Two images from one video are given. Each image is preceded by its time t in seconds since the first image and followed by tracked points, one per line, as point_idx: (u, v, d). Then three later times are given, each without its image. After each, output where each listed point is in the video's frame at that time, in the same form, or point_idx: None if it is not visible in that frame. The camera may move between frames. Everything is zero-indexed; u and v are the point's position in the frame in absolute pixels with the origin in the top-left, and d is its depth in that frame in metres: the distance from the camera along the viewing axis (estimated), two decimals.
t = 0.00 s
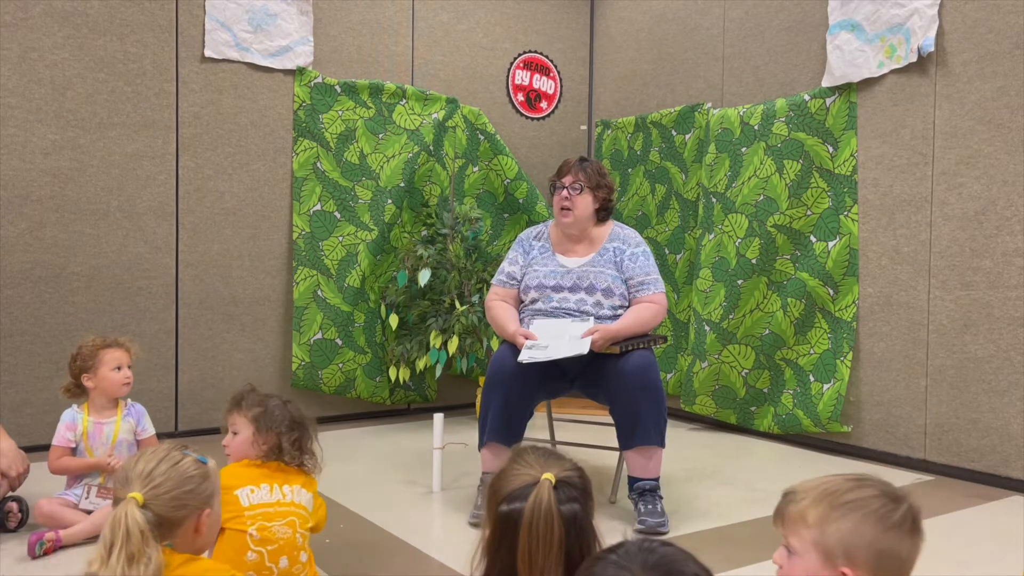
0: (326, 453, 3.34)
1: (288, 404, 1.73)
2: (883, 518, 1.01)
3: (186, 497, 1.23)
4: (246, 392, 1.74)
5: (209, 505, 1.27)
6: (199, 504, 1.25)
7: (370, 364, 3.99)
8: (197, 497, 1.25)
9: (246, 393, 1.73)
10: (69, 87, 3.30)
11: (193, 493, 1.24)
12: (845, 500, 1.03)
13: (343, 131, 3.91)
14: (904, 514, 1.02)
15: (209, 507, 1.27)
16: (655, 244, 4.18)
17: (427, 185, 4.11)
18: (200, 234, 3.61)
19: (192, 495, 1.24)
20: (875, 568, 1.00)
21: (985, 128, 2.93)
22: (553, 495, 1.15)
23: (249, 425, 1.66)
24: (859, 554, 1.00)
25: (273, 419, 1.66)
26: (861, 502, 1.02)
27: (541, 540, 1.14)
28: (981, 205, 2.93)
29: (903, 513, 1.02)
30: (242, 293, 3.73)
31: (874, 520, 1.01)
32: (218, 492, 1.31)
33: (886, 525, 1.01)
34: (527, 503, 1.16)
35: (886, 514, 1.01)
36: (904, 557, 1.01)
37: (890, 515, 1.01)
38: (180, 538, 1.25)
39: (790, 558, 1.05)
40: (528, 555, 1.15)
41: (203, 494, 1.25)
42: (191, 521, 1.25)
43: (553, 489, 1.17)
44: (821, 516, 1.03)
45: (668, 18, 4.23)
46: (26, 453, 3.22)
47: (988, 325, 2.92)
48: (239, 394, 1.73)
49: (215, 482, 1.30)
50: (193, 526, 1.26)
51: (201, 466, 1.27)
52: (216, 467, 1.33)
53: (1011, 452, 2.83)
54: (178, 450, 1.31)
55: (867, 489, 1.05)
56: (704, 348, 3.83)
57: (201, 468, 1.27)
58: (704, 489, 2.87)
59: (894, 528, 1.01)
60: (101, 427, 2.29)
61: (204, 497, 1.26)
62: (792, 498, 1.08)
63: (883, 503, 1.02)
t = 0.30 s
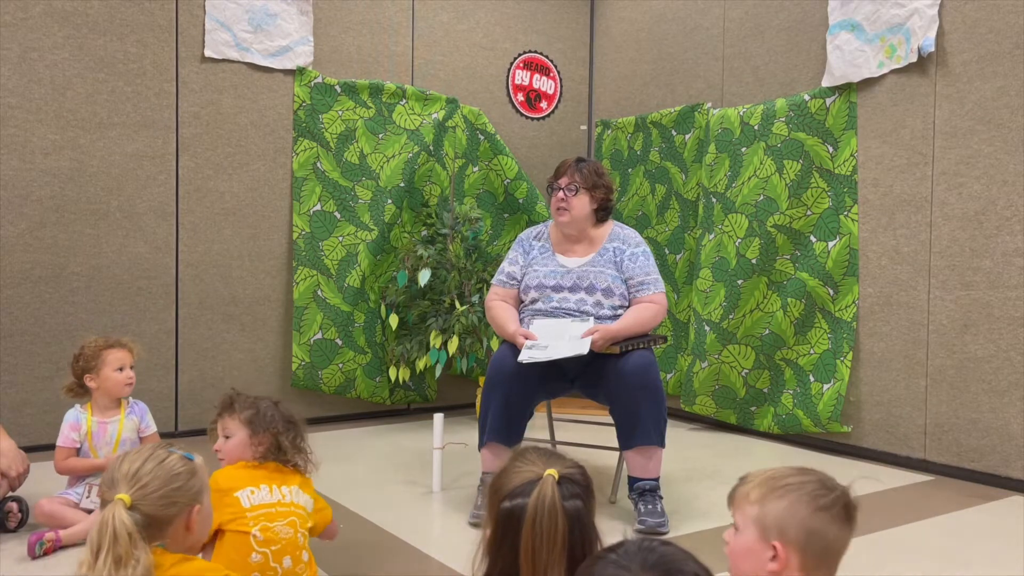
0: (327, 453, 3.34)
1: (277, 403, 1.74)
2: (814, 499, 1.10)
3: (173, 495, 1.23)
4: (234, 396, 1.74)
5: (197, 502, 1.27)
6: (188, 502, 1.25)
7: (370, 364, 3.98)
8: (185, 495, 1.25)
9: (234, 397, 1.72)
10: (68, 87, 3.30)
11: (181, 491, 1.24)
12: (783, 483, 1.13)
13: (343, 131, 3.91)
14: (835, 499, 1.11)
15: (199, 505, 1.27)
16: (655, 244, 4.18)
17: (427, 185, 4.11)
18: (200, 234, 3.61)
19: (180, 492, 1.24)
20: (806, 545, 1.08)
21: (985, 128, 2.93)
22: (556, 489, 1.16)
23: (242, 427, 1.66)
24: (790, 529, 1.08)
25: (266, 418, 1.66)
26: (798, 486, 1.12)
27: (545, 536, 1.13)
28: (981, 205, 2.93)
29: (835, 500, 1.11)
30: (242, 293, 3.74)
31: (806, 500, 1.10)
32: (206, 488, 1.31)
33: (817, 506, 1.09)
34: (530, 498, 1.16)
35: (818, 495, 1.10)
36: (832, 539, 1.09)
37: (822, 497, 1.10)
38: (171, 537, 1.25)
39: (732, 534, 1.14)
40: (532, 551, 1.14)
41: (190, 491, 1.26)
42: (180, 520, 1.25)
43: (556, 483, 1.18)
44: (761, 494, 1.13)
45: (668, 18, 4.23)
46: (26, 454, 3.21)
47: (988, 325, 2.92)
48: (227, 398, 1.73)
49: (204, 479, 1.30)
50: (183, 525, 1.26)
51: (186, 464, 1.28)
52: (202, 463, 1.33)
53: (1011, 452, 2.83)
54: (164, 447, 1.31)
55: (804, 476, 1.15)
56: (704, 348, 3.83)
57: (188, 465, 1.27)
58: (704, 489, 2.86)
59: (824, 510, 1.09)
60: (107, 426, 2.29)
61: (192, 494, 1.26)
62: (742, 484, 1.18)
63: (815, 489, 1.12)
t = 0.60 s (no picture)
0: (327, 453, 3.34)
1: (274, 399, 1.72)
2: (796, 490, 1.15)
3: (178, 494, 1.23)
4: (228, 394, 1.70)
5: (201, 500, 1.28)
6: (192, 500, 1.25)
7: (370, 364, 3.98)
8: (189, 492, 1.25)
9: (230, 395, 1.69)
10: (69, 87, 3.30)
11: (185, 489, 1.24)
12: (766, 475, 1.18)
13: (343, 131, 3.91)
14: (816, 490, 1.16)
15: (202, 503, 1.28)
16: (655, 244, 4.18)
17: (427, 185, 4.11)
18: (200, 234, 3.61)
19: (184, 490, 1.24)
20: (788, 533, 1.13)
21: (985, 128, 2.93)
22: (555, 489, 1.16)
23: (248, 425, 1.63)
24: (772, 518, 1.14)
25: (272, 417, 1.65)
26: (781, 477, 1.17)
27: (543, 534, 1.13)
28: (981, 205, 2.93)
29: (815, 490, 1.16)
30: (242, 293, 3.74)
31: (787, 490, 1.15)
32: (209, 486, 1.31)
33: (798, 495, 1.14)
34: (529, 497, 1.16)
35: (799, 485, 1.16)
36: (812, 528, 1.14)
37: (802, 487, 1.15)
38: (175, 535, 1.25)
39: (718, 526, 1.19)
40: (530, 549, 1.14)
41: (194, 489, 1.26)
42: (185, 518, 1.25)
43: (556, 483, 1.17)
44: (745, 485, 1.18)
45: (668, 18, 4.23)
46: (26, 454, 3.21)
47: (988, 325, 2.92)
48: (222, 397, 1.69)
49: (207, 478, 1.30)
50: (187, 523, 1.26)
51: (189, 462, 1.28)
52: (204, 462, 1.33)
53: (1011, 452, 2.83)
54: (167, 446, 1.31)
55: (786, 467, 1.20)
56: (704, 348, 3.83)
57: (190, 463, 1.27)
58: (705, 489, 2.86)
59: (805, 500, 1.14)
60: (108, 426, 2.29)
61: (196, 492, 1.26)
62: (727, 478, 1.23)
63: (797, 479, 1.17)
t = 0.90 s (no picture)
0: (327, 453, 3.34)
1: (277, 396, 1.71)
2: (781, 493, 1.15)
3: (180, 494, 1.23)
4: (233, 390, 1.66)
5: (203, 501, 1.27)
6: (194, 500, 1.25)
7: (370, 364, 3.98)
8: (191, 493, 1.25)
9: (236, 391, 1.65)
10: (69, 87, 3.30)
11: (186, 490, 1.24)
12: (751, 479, 1.18)
13: (343, 131, 3.91)
14: (799, 493, 1.17)
15: (204, 503, 1.27)
16: (655, 244, 4.18)
17: (427, 185, 4.11)
18: (200, 234, 3.61)
19: (186, 490, 1.24)
20: (773, 536, 1.13)
21: (985, 128, 2.93)
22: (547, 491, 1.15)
23: (258, 428, 1.62)
24: (758, 521, 1.13)
25: (281, 418, 1.65)
26: (765, 481, 1.17)
27: (533, 535, 1.14)
28: (981, 205, 2.93)
29: (798, 494, 1.17)
30: (242, 293, 3.74)
31: (772, 493, 1.15)
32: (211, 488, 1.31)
33: (783, 499, 1.15)
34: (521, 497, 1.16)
35: (783, 489, 1.16)
36: (797, 531, 1.14)
37: (786, 491, 1.16)
38: (177, 536, 1.25)
39: (703, 531, 1.19)
40: (520, 549, 1.15)
41: (196, 489, 1.26)
42: (186, 519, 1.25)
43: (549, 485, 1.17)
44: (731, 489, 1.18)
45: (668, 18, 4.24)
46: (26, 454, 3.21)
47: (988, 325, 2.92)
48: (228, 393, 1.65)
49: (210, 478, 1.30)
50: (189, 523, 1.26)
51: (192, 462, 1.27)
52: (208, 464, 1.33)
53: (1011, 452, 2.83)
54: (170, 447, 1.31)
55: (769, 473, 1.20)
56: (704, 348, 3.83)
57: (193, 464, 1.27)
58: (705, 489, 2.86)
59: (790, 503, 1.15)
60: (108, 426, 2.29)
61: (197, 493, 1.26)
62: (711, 484, 1.23)
63: (780, 483, 1.17)
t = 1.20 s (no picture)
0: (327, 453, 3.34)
1: (283, 395, 1.70)
2: (750, 493, 1.16)
3: (180, 494, 1.23)
4: (241, 390, 1.65)
5: (203, 501, 1.27)
6: (194, 500, 1.25)
7: (370, 364, 3.98)
8: (191, 493, 1.25)
9: (245, 391, 1.64)
10: (69, 87, 3.30)
11: (186, 489, 1.24)
12: (722, 482, 1.18)
13: (343, 131, 3.91)
14: (768, 492, 1.18)
15: (204, 503, 1.28)
16: (655, 244, 4.18)
17: (427, 185, 4.11)
18: (200, 234, 3.61)
19: (186, 491, 1.24)
20: (745, 536, 1.13)
21: (984, 128, 2.93)
22: (536, 492, 1.15)
23: (266, 429, 1.62)
24: (729, 522, 1.14)
25: (290, 419, 1.65)
26: (735, 483, 1.18)
27: (523, 535, 1.13)
28: (981, 205, 2.94)
29: (766, 493, 1.17)
30: (242, 293, 3.74)
31: (741, 494, 1.16)
32: (212, 488, 1.31)
33: (752, 499, 1.15)
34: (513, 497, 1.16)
35: (752, 489, 1.17)
36: (768, 530, 1.15)
37: (754, 491, 1.17)
38: (177, 536, 1.25)
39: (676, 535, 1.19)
40: (511, 549, 1.15)
41: (196, 490, 1.26)
42: (186, 519, 1.25)
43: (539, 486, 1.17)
44: (701, 492, 1.18)
45: (668, 18, 4.24)
46: (26, 454, 3.21)
47: (988, 324, 2.92)
48: (236, 393, 1.63)
49: (210, 478, 1.31)
50: (189, 523, 1.26)
51: (192, 462, 1.28)
52: (208, 464, 1.33)
53: (1011, 452, 2.83)
54: (172, 446, 1.31)
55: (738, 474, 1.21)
56: (704, 348, 3.83)
57: (194, 464, 1.27)
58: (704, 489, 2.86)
59: (760, 503, 1.15)
60: (110, 425, 2.29)
61: (198, 493, 1.26)
62: (683, 488, 1.23)
63: (748, 483, 1.18)
